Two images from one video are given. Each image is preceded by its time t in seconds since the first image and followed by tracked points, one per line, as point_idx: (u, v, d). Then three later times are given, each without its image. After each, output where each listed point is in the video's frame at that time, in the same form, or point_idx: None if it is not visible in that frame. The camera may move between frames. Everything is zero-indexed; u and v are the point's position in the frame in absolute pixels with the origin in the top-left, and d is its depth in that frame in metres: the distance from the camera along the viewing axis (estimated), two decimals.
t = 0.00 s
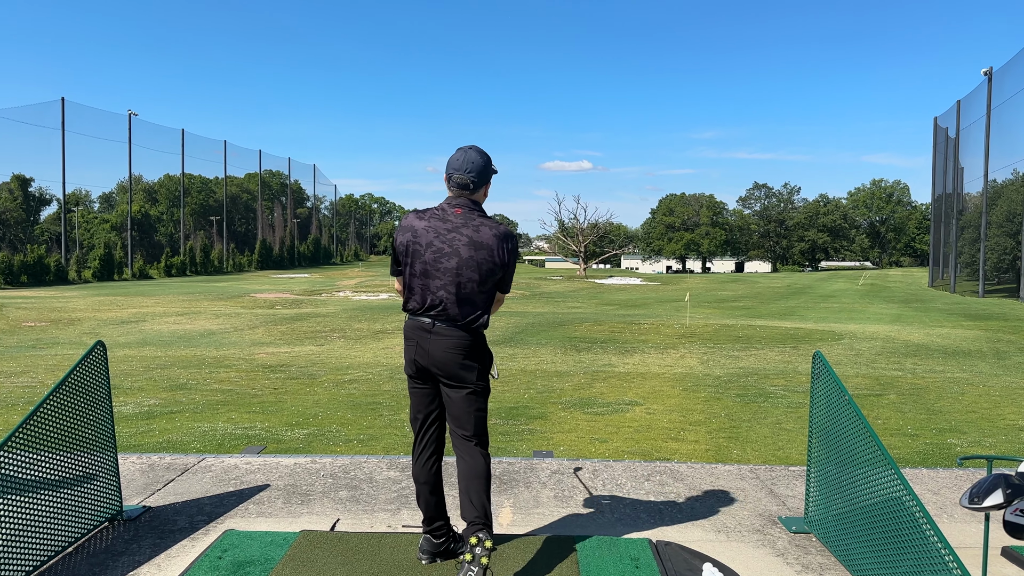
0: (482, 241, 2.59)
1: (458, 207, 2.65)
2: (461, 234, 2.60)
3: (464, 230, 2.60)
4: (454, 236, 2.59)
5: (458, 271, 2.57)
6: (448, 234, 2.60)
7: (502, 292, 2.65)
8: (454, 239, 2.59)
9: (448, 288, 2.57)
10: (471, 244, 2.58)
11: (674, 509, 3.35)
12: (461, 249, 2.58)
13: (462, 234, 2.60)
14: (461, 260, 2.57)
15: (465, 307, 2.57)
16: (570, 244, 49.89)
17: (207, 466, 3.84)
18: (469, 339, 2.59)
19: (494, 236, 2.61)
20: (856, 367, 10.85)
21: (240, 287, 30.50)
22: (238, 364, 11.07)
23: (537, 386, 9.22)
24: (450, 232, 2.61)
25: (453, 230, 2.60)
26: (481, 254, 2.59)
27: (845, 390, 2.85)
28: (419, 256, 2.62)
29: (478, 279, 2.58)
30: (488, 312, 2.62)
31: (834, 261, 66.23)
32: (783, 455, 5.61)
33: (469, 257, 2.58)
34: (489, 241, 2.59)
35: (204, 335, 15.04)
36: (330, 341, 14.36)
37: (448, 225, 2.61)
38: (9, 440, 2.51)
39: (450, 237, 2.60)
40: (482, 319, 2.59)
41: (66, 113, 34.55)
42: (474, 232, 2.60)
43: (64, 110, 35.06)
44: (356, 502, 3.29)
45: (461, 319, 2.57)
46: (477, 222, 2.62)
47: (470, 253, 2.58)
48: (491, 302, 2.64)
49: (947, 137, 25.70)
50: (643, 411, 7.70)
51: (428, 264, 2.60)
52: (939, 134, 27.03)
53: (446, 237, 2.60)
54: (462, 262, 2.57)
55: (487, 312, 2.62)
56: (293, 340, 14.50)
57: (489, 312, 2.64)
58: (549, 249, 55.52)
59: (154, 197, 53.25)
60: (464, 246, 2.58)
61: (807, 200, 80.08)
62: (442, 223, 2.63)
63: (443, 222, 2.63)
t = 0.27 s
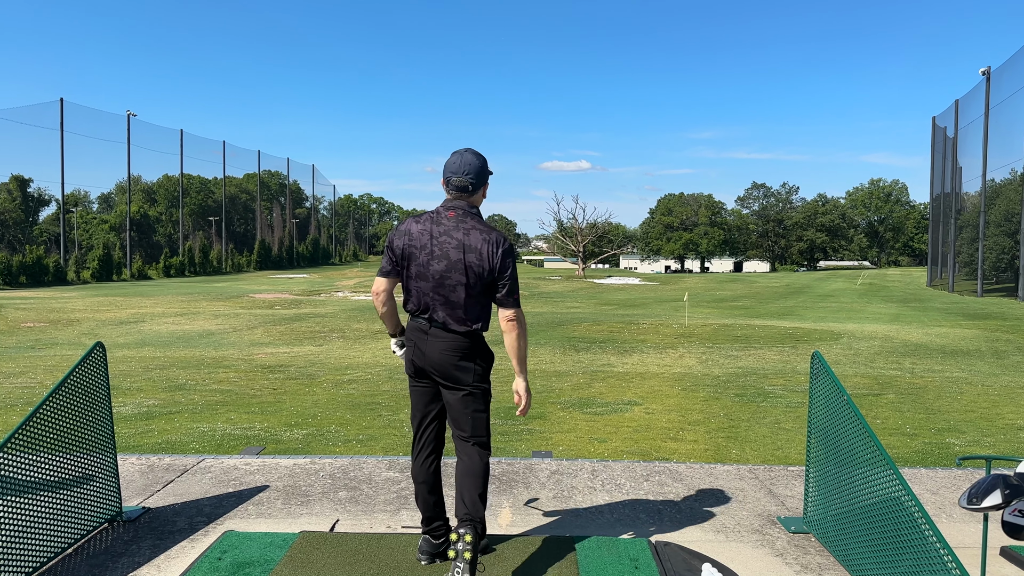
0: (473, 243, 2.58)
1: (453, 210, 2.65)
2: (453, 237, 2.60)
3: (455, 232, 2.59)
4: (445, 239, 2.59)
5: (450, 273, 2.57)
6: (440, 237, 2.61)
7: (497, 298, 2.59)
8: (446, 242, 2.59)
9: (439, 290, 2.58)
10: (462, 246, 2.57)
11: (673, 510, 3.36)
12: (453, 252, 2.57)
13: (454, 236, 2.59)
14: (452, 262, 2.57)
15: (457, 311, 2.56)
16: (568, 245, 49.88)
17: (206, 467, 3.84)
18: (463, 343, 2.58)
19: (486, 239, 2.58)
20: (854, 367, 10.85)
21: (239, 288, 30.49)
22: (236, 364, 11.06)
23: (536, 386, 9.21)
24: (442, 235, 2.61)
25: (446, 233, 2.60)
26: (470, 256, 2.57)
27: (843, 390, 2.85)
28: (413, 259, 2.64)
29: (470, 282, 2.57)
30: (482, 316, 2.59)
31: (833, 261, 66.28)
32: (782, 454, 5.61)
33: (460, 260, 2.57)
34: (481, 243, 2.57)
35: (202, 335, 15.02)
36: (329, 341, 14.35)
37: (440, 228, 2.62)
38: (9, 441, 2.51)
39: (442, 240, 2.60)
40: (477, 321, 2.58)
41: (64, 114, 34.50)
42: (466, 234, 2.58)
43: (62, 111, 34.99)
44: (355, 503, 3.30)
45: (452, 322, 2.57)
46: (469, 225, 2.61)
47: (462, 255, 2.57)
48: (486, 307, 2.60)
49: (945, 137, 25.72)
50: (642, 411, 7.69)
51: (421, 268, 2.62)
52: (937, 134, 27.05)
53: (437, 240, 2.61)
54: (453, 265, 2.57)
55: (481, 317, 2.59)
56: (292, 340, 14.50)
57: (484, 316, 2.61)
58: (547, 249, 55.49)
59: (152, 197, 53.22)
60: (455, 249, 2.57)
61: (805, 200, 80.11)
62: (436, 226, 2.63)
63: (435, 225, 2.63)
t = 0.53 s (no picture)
0: (459, 243, 2.55)
1: (447, 212, 2.65)
2: (440, 239, 2.59)
3: (444, 233, 2.59)
4: (434, 240, 2.60)
5: (437, 274, 2.57)
6: (431, 238, 2.61)
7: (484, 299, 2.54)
8: (435, 243, 2.59)
9: (426, 291, 2.59)
10: (448, 247, 2.56)
11: (672, 511, 3.36)
12: (439, 253, 2.57)
13: (441, 237, 2.59)
14: (438, 263, 2.57)
15: (441, 311, 2.55)
16: (567, 245, 49.87)
17: (205, 469, 3.83)
18: (449, 344, 2.57)
19: (472, 241, 2.54)
20: (853, 367, 10.85)
21: (238, 289, 30.48)
22: (235, 365, 11.04)
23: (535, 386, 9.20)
24: (432, 237, 2.61)
25: (437, 235, 2.61)
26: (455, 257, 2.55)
27: (842, 392, 2.85)
28: (408, 260, 2.68)
29: (455, 283, 2.55)
30: (470, 319, 2.55)
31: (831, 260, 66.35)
32: (782, 454, 5.61)
33: (446, 261, 2.56)
34: (467, 244, 2.54)
35: (201, 336, 15.00)
36: (328, 342, 14.33)
37: (432, 230, 2.63)
38: (7, 443, 2.50)
39: (431, 242, 2.61)
40: (464, 323, 2.54)
41: (62, 115, 34.46)
42: (453, 235, 2.57)
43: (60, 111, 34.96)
44: (354, 505, 3.29)
45: (440, 323, 2.56)
46: (460, 227, 2.59)
47: (448, 256, 2.56)
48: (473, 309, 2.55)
49: (944, 136, 25.73)
50: (641, 411, 7.69)
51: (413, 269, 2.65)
52: (935, 133, 27.07)
53: (426, 241, 2.62)
54: (440, 266, 2.57)
55: (466, 320, 2.54)
56: (290, 341, 14.48)
57: (472, 319, 2.55)
58: (546, 249, 55.49)
59: (151, 198, 53.18)
60: (441, 250, 2.57)
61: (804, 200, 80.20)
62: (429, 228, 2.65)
63: (428, 227, 2.65)
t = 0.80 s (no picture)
0: (443, 243, 2.54)
1: (441, 212, 2.66)
2: (428, 240, 2.60)
3: (433, 233, 2.60)
4: (423, 237, 2.60)
5: (422, 274, 2.58)
6: (420, 237, 2.63)
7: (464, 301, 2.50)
8: (422, 243, 2.60)
9: (415, 290, 2.61)
10: (433, 247, 2.56)
11: (671, 512, 3.36)
12: (426, 252, 2.57)
13: (429, 238, 2.59)
14: (423, 263, 2.57)
15: (426, 311, 2.56)
16: (565, 245, 49.91)
17: (203, 471, 3.82)
18: (433, 345, 2.58)
19: (456, 241, 2.52)
20: (851, 366, 10.86)
21: (236, 290, 30.44)
22: (233, 367, 11.02)
23: (533, 387, 9.20)
24: (421, 237, 2.63)
25: (427, 235, 2.61)
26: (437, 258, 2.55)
27: (840, 392, 2.85)
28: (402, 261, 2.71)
29: (438, 283, 2.54)
30: (452, 322, 2.53)
31: (829, 260, 66.48)
32: (781, 454, 5.61)
33: (431, 261, 2.56)
34: (450, 243, 2.53)
35: (199, 338, 14.98)
36: (326, 344, 14.30)
37: (425, 229, 2.64)
38: (5, 446, 2.50)
39: (420, 241, 2.62)
40: (446, 325, 2.53)
41: (59, 117, 34.38)
42: (439, 235, 2.56)
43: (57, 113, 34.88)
44: (353, 507, 3.29)
45: (427, 325, 2.57)
46: (449, 226, 2.58)
47: (432, 257, 2.56)
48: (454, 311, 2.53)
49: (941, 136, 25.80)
50: (640, 411, 7.70)
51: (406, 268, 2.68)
52: (932, 133, 27.14)
53: (416, 241, 2.64)
54: (424, 267, 2.58)
55: (447, 322, 2.53)
56: (288, 343, 14.45)
57: (454, 322, 2.53)
58: (544, 250, 55.56)
59: (149, 200, 53.19)
60: (427, 249, 2.57)
61: (801, 199, 80.35)
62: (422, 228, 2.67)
63: (420, 227, 2.67)
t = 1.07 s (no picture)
0: (434, 241, 2.55)
1: (436, 210, 2.67)
2: (421, 238, 2.61)
3: (425, 231, 2.60)
4: (415, 235, 2.62)
5: (414, 272, 2.59)
6: (414, 236, 2.64)
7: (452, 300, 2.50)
8: (415, 242, 2.61)
9: (406, 289, 2.62)
10: (425, 245, 2.57)
11: (669, 513, 3.36)
12: (417, 250, 2.58)
13: (421, 236, 2.60)
14: (415, 261, 2.58)
15: (414, 310, 2.58)
16: (563, 246, 49.92)
17: (201, 474, 3.82)
18: (420, 346, 2.57)
19: (446, 238, 2.53)
20: (849, 367, 10.88)
21: (234, 292, 30.39)
22: (231, 370, 11.00)
23: (532, 388, 9.21)
24: (415, 235, 2.64)
25: (420, 232, 2.62)
26: (429, 255, 2.55)
27: (838, 393, 2.85)
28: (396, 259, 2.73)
29: (429, 282, 2.55)
30: (442, 321, 2.53)
31: (827, 260, 66.61)
32: (778, 455, 5.62)
33: (423, 259, 2.57)
34: (441, 241, 2.53)
35: (196, 340, 14.97)
36: (324, 345, 14.30)
37: (419, 227, 2.65)
38: (3, 448, 2.49)
39: (412, 240, 2.63)
40: (435, 325, 2.53)
41: (56, 119, 34.34)
42: (432, 233, 2.57)
43: (54, 115, 34.81)
44: (350, 509, 3.29)
45: (417, 325, 2.57)
46: (440, 223, 2.59)
47: (424, 255, 2.56)
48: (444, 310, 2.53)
49: (938, 136, 25.87)
50: (638, 412, 7.70)
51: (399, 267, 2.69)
52: (929, 134, 27.21)
53: (409, 239, 2.65)
54: (417, 264, 2.58)
55: (435, 321, 2.53)
56: (286, 345, 14.45)
57: (443, 321, 2.53)
58: (542, 251, 55.57)
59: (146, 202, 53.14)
60: (417, 247, 2.59)
61: (799, 200, 80.50)
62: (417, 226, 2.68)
63: (415, 225, 2.67)
